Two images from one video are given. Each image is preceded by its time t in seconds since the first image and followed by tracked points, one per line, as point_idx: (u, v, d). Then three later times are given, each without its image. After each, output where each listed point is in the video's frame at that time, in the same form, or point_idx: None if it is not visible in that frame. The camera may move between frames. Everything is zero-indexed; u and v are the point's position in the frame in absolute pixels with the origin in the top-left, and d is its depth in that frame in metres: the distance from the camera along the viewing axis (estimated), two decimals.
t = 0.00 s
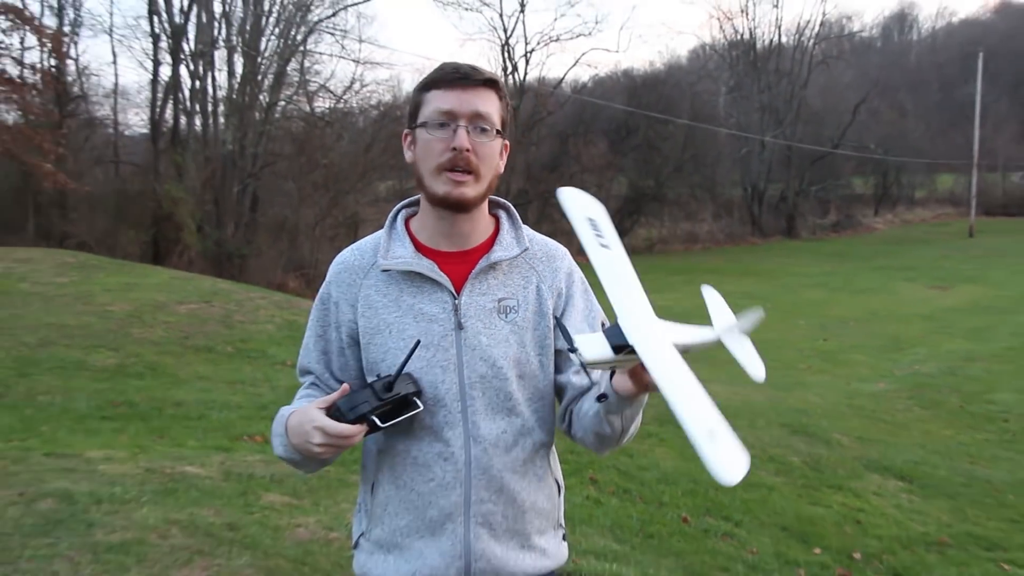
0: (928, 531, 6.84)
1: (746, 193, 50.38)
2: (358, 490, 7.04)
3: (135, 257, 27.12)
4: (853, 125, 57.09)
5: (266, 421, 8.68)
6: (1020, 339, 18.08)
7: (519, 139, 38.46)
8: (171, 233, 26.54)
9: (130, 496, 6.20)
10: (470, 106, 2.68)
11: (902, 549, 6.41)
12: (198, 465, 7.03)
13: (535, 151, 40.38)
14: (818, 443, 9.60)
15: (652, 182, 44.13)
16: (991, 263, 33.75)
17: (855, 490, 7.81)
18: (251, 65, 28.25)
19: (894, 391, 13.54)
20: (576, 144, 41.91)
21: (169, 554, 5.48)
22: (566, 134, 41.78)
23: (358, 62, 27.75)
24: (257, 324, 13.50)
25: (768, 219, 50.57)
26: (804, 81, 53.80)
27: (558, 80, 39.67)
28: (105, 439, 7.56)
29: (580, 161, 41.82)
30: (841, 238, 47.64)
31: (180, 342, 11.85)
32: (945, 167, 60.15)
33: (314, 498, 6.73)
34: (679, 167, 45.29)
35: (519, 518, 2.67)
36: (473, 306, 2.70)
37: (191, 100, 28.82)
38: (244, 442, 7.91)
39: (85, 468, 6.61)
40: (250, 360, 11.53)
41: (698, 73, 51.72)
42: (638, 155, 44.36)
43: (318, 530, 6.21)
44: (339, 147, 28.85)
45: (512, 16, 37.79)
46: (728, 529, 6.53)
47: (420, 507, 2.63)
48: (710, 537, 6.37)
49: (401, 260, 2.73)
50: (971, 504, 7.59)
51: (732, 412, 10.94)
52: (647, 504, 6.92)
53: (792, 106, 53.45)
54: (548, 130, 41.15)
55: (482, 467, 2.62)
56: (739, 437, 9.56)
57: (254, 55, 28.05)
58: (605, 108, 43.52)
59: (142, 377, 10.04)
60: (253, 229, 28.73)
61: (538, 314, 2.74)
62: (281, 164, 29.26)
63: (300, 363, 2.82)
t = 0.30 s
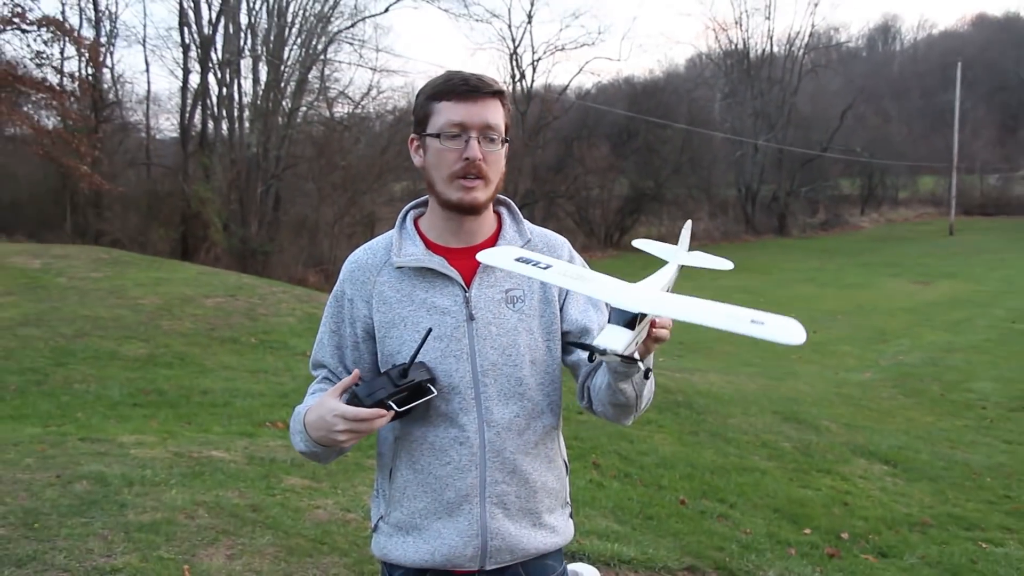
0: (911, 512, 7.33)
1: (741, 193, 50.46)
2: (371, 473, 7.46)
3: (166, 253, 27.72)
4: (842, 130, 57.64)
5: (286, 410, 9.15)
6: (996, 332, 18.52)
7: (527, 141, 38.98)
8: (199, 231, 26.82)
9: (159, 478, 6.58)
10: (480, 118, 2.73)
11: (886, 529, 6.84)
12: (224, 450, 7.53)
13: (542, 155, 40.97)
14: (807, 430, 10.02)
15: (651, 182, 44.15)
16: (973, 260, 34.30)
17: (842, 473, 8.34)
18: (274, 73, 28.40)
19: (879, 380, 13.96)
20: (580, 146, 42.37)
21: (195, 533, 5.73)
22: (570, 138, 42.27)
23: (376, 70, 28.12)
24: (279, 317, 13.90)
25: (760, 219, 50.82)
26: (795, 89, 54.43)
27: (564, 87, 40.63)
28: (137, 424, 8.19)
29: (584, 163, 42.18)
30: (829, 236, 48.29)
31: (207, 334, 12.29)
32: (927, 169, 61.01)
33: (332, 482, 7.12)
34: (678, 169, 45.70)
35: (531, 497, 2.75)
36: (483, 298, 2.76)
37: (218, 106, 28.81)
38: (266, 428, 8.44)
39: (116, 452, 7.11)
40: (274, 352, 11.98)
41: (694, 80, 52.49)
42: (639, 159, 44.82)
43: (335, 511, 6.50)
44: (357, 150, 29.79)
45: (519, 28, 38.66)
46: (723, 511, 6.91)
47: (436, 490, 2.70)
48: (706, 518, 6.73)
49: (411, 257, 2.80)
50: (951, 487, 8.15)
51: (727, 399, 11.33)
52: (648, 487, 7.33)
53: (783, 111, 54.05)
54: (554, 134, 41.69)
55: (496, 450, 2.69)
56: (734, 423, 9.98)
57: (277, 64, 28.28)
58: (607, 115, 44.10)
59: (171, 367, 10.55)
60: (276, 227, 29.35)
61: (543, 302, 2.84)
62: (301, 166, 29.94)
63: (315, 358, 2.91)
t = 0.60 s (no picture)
0: (907, 509, 7.34)
1: (736, 191, 50.99)
2: (367, 471, 7.48)
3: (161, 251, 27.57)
4: (838, 128, 57.72)
5: (282, 409, 9.16)
6: (990, 329, 18.57)
7: (524, 138, 38.92)
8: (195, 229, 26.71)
9: (155, 476, 6.58)
10: (473, 115, 2.74)
11: (881, 527, 6.87)
12: (219, 447, 7.54)
13: (538, 153, 40.95)
14: (803, 427, 10.05)
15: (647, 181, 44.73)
16: (968, 257, 34.42)
17: (837, 471, 8.36)
18: (270, 70, 28.23)
19: (875, 378, 14.01)
20: (576, 144, 42.33)
21: (190, 531, 5.72)
22: (567, 136, 42.33)
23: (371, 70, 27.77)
24: (275, 314, 13.91)
25: (756, 216, 51.28)
26: (792, 86, 54.59)
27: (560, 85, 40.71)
28: (133, 422, 8.19)
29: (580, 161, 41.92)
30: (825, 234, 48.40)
31: (202, 331, 12.28)
32: (923, 167, 61.23)
33: (328, 480, 7.13)
34: (673, 167, 45.76)
35: (528, 495, 2.75)
36: (480, 297, 2.76)
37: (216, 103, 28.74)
38: (262, 426, 8.45)
39: (111, 450, 7.10)
40: (269, 349, 11.97)
41: (690, 78, 52.66)
42: (635, 157, 44.82)
43: (331, 509, 6.49)
44: (354, 147, 29.90)
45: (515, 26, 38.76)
46: (718, 509, 6.92)
47: (434, 489, 2.71)
48: (702, 516, 6.73)
49: (409, 256, 2.80)
50: (946, 484, 8.18)
51: (723, 396, 11.36)
52: (642, 484, 7.36)
53: (779, 109, 54.26)
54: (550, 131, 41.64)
55: (494, 448, 2.69)
56: (729, 421, 10.01)
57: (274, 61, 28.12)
58: (604, 112, 44.10)
59: (166, 365, 10.53)
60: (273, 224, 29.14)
61: (539, 300, 2.84)
62: (298, 163, 30.10)
63: (313, 357, 2.91)
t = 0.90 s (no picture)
0: (903, 508, 7.35)
1: (733, 190, 51.18)
2: (363, 470, 7.48)
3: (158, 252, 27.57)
4: (833, 127, 57.82)
5: (279, 409, 9.16)
6: (986, 327, 18.60)
7: (520, 137, 38.95)
8: (191, 228, 27.06)
9: (151, 477, 6.56)
10: (465, 113, 2.74)
11: (878, 525, 6.87)
12: (215, 448, 7.53)
13: (534, 152, 41.03)
14: (799, 426, 10.05)
15: (644, 180, 44.58)
16: (963, 255, 34.50)
17: (834, 469, 8.37)
18: (266, 69, 28.32)
19: (871, 376, 14.03)
20: (571, 143, 42.60)
21: (186, 532, 5.71)
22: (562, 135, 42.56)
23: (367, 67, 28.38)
24: (271, 314, 13.90)
25: (753, 215, 51.43)
26: (787, 85, 54.77)
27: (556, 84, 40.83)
28: (128, 422, 8.18)
29: (576, 160, 42.44)
30: (821, 233, 48.53)
31: (198, 332, 12.27)
32: (918, 166, 61.44)
33: (324, 480, 7.13)
34: (670, 166, 45.80)
35: (520, 494, 2.75)
36: (473, 297, 2.76)
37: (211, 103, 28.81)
38: (259, 426, 8.44)
39: (108, 451, 7.09)
40: (265, 350, 11.95)
41: (686, 78, 52.80)
42: (631, 156, 44.78)
43: (328, 509, 6.48)
44: (349, 147, 29.81)
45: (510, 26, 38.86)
46: (715, 508, 6.92)
47: (427, 487, 2.71)
48: (698, 515, 6.73)
49: (403, 255, 2.79)
50: (942, 482, 8.19)
51: (720, 395, 11.37)
52: (639, 484, 7.36)
53: (774, 109, 54.51)
54: (546, 131, 41.83)
55: (485, 447, 2.69)
56: (725, 420, 10.02)
57: (270, 61, 28.27)
58: (599, 111, 44.13)
59: (162, 365, 10.52)
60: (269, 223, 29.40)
61: (533, 301, 2.81)
62: (294, 163, 30.17)
63: (309, 355, 2.92)
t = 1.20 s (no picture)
0: (898, 510, 7.37)
1: (727, 194, 51.33)
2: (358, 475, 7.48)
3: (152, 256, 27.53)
4: (827, 130, 58.02)
5: (274, 413, 9.17)
6: (981, 329, 18.66)
7: (515, 140, 39.00)
8: (186, 232, 26.78)
9: (145, 482, 6.55)
10: (459, 118, 2.74)
11: (873, 527, 6.88)
12: (210, 453, 7.52)
13: (529, 156, 41.10)
14: (795, 429, 10.06)
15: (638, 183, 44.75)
16: (957, 257, 34.63)
17: (830, 472, 8.38)
18: (260, 74, 28.24)
19: (866, 378, 14.06)
20: (566, 147, 42.94)
21: (181, 537, 5.70)
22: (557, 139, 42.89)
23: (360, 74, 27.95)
24: (266, 319, 13.90)
25: (747, 218, 51.67)
26: (781, 88, 54.98)
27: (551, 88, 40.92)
28: (123, 428, 8.17)
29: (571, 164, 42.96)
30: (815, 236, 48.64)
31: (193, 336, 12.27)
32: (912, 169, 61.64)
33: (319, 484, 7.12)
34: (664, 169, 45.87)
35: (513, 498, 2.74)
36: (466, 301, 2.75)
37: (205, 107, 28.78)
38: (253, 430, 8.44)
39: (103, 456, 7.08)
40: (259, 354, 11.94)
41: (680, 81, 52.91)
42: (625, 159, 45.00)
43: (323, 513, 6.47)
44: (344, 151, 29.92)
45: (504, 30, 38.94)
46: (711, 511, 6.93)
47: (420, 491, 2.70)
48: (694, 518, 6.73)
49: (396, 258, 2.79)
50: (936, 484, 8.20)
51: (715, 398, 11.37)
52: (634, 487, 7.36)
53: (769, 111, 54.71)
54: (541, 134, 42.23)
55: (478, 450, 2.68)
56: (720, 423, 10.02)
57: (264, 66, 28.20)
58: (594, 115, 44.33)
59: (157, 370, 10.50)
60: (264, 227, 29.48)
61: (527, 304, 2.81)
62: (289, 167, 30.20)
63: (303, 358, 2.91)
